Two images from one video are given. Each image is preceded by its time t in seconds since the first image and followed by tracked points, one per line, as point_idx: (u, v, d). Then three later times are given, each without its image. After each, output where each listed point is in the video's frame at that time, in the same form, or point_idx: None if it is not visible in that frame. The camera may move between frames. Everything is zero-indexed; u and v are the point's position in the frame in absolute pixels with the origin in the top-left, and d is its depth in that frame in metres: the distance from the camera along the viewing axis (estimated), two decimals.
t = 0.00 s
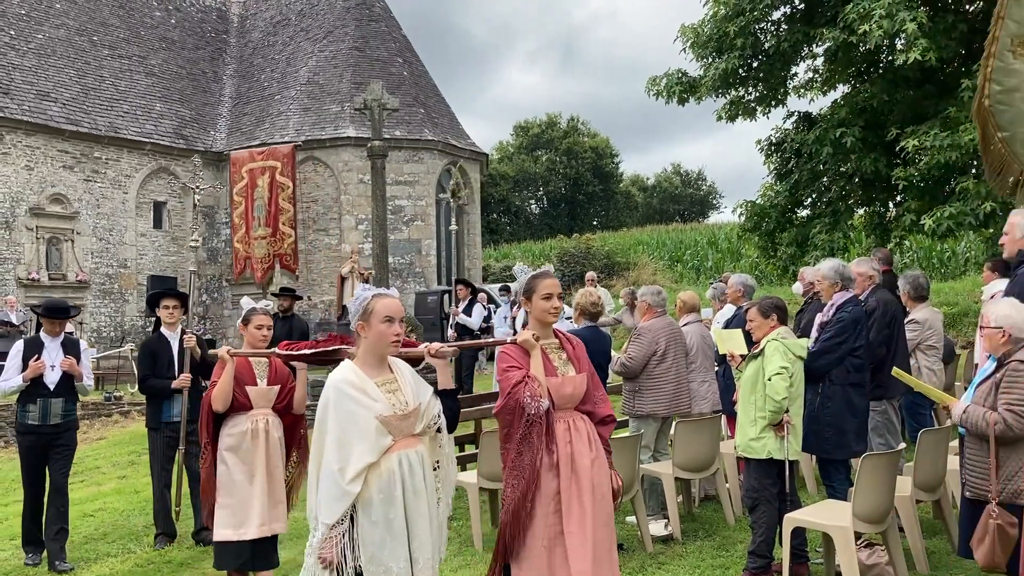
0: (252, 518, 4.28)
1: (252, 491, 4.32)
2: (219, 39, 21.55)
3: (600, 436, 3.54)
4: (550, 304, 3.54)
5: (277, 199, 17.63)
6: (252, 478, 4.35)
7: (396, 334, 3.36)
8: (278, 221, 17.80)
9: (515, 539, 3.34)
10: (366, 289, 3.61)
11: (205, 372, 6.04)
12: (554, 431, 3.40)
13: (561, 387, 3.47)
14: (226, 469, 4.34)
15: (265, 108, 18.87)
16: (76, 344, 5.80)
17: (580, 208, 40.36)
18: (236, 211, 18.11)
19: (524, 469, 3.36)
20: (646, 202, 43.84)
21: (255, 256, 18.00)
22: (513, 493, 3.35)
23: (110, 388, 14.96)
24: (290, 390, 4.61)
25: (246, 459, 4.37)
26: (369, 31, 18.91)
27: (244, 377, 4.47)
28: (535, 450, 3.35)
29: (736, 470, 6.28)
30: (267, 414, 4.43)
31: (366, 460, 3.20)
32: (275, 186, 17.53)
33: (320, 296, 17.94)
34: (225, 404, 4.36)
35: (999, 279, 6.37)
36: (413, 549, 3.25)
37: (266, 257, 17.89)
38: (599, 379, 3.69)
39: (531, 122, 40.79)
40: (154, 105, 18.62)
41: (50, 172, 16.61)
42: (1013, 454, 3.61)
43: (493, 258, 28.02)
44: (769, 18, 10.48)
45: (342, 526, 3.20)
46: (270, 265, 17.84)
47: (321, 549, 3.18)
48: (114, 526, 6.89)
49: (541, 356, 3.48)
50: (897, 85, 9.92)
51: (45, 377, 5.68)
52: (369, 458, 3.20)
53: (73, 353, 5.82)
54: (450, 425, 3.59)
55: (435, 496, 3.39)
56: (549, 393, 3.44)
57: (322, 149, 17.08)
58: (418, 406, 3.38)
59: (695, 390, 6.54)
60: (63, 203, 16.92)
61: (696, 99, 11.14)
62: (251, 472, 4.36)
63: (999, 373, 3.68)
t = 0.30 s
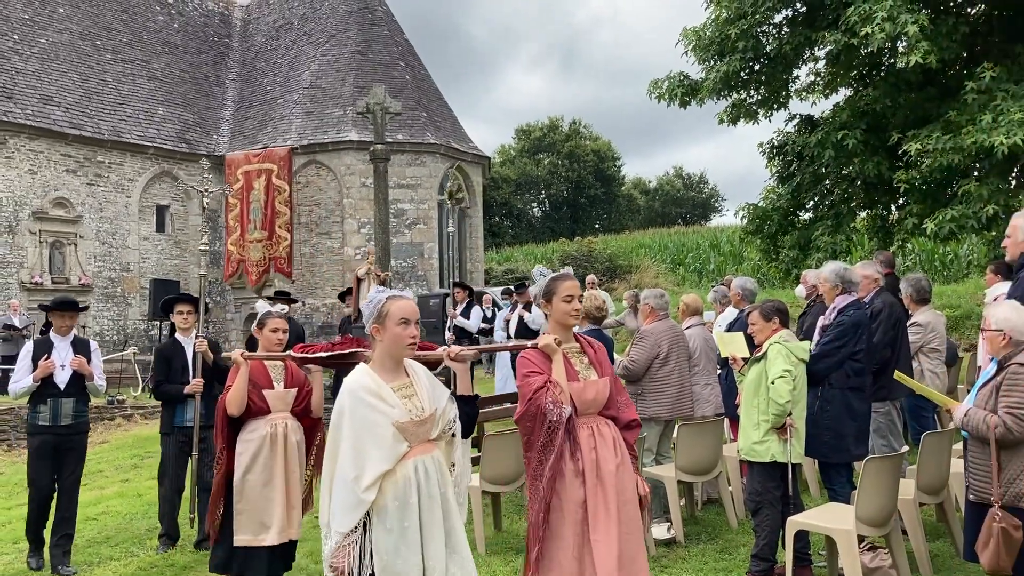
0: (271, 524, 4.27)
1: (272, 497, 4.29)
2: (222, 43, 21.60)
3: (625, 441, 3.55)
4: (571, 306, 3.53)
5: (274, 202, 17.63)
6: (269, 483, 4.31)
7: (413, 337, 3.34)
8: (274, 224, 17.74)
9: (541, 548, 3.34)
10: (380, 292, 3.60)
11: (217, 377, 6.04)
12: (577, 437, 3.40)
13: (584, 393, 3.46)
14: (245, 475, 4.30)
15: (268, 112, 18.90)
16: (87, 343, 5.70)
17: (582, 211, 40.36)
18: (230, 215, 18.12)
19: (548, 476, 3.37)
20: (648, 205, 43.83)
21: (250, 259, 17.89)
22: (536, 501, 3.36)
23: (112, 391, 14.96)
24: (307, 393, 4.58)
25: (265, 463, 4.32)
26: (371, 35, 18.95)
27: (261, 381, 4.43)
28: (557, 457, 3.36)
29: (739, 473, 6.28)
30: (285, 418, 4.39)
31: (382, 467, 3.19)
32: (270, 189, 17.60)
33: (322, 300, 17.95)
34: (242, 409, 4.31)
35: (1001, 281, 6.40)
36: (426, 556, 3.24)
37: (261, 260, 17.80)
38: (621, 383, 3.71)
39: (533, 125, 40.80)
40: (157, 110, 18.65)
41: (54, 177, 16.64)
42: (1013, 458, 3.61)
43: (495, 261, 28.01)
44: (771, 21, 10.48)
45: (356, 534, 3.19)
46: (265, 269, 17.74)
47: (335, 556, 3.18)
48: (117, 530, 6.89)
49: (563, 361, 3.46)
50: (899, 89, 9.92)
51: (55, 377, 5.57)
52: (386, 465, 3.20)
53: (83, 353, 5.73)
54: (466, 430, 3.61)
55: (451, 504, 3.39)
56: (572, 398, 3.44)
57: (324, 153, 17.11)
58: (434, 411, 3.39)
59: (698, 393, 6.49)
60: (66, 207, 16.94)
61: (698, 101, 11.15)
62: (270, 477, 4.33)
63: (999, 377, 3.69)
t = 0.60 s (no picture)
0: (287, 531, 4.12)
1: (286, 502, 4.15)
2: (225, 47, 21.65)
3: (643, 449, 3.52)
4: (590, 310, 3.53)
5: (270, 206, 16.98)
6: (284, 488, 4.17)
7: (436, 342, 3.27)
8: (273, 229, 17.28)
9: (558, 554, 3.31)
10: (405, 296, 3.53)
11: (226, 380, 6.03)
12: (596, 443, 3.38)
13: (604, 399, 3.44)
14: (257, 480, 4.14)
15: (270, 116, 18.93)
16: (95, 347, 5.67)
17: (584, 215, 40.36)
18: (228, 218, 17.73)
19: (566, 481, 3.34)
20: (650, 208, 43.83)
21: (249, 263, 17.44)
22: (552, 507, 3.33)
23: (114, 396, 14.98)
24: (320, 396, 4.45)
25: (278, 467, 4.17)
26: (373, 39, 18.98)
27: (272, 385, 4.30)
28: (576, 462, 3.34)
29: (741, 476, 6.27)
30: (298, 421, 4.26)
31: (396, 476, 3.11)
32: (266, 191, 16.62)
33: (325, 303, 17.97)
34: (253, 413, 4.19)
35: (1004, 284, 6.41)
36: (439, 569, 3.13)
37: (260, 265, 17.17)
38: (641, 391, 3.69)
39: (535, 129, 40.82)
40: (160, 114, 18.68)
41: (57, 181, 16.67)
42: (1013, 463, 3.61)
43: (497, 265, 28.01)
44: (774, 24, 10.43)
45: (371, 545, 3.12)
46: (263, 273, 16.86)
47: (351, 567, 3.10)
48: (120, 534, 6.90)
49: (585, 365, 3.45)
50: (900, 92, 9.92)
51: (64, 382, 5.52)
52: (400, 475, 3.12)
53: (91, 358, 5.69)
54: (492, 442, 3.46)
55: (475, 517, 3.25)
56: (592, 403, 3.42)
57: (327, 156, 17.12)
58: (455, 420, 3.29)
59: (701, 396, 6.48)
60: (69, 211, 16.96)
61: (700, 105, 11.16)
62: (284, 482, 4.18)
63: (998, 381, 3.68)
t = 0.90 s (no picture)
0: (295, 536, 4.11)
1: (295, 508, 4.15)
2: (227, 51, 21.68)
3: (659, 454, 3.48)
4: (608, 312, 3.49)
5: (266, 210, 17.71)
6: (293, 494, 4.17)
7: (469, 343, 3.22)
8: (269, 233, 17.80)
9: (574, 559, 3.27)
10: (436, 297, 3.49)
11: (223, 384, 6.05)
12: (615, 447, 3.33)
13: (622, 402, 3.39)
14: (267, 486, 4.17)
15: (273, 120, 18.94)
16: (99, 351, 5.67)
17: (587, 218, 40.33)
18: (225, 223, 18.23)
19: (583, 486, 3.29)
20: (652, 212, 43.78)
21: (246, 269, 17.94)
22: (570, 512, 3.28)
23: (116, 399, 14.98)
24: (329, 400, 4.39)
25: (286, 473, 4.17)
26: (375, 43, 18.99)
27: (281, 390, 4.27)
28: (595, 466, 3.28)
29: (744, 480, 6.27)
30: (306, 426, 4.23)
31: (426, 479, 3.05)
32: (264, 197, 17.64)
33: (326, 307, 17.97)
34: (261, 419, 4.17)
35: (1007, 287, 6.41)
36: None
37: (257, 270, 17.81)
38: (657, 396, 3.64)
39: (537, 132, 40.84)
40: (163, 118, 18.71)
41: (60, 185, 16.69)
42: (1013, 468, 3.59)
43: (499, 268, 28.00)
44: (776, 28, 10.46)
45: (397, 550, 3.06)
46: (261, 278, 17.71)
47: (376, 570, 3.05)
48: (122, 538, 6.91)
49: (603, 367, 3.39)
50: (903, 95, 9.90)
51: (70, 388, 5.51)
52: (429, 478, 3.06)
53: (94, 363, 5.69)
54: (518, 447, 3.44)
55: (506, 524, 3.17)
56: (610, 406, 3.35)
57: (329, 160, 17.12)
58: (485, 424, 3.24)
59: (704, 400, 6.48)
60: (72, 215, 16.96)
61: (702, 109, 11.15)
62: (293, 489, 4.17)
63: (995, 386, 3.67)
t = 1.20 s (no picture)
0: (304, 543, 4.09)
1: (304, 514, 4.14)
2: (229, 54, 21.70)
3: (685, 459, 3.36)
4: (630, 313, 3.38)
5: (264, 211, 17.96)
6: (303, 500, 4.16)
7: (492, 342, 3.14)
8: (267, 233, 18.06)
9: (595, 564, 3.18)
10: (455, 295, 3.40)
11: (221, 387, 6.10)
12: (639, 451, 3.22)
13: (647, 404, 3.27)
14: (277, 491, 4.15)
15: (275, 123, 18.96)
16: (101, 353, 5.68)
17: (589, 220, 40.35)
18: (224, 223, 18.47)
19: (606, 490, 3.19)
20: (654, 214, 43.77)
21: (242, 269, 18.07)
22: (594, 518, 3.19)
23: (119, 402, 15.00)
24: (340, 405, 4.43)
25: (297, 479, 4.15)
26: (378, 46, 19.02)
27: (294, 395, 4.28)
28: (618, 470, 3.18)
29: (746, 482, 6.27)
30: (317, 433, 4.22)
31: (452, 482, 2.94)
32: (263, 197, 17.81)
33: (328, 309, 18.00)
34: (272, 424, 4.15)
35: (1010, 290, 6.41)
36: None
37: (253, 270, 17.94)
38: (684, 399, 3.53)
39: (539, 135, 40.86)
40: (165, 121, 18.73)
41: (63, 188, 16.71)
42: (1013, 471, 3.59)
43: (501, 270, 28.01)
44: (777, 31, 10.49)
45: (429, 555, 2.92)
46: (257, 279, 17.86)
47: None
48: (125, 541, 6.92)
49: (627, 369, 3.27)
50: (905, 98, 9.91)
51: (74, 390, 5.52)
52: (456, 480, 2.95)
53: (96, 365, 5.69)
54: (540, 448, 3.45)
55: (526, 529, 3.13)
56: (634, 409, 3.24)
57: (331, 162, 17.13)
58: (508, 426, 3.16)
59: (706, 403, 6.50)
60: (74, 218, 16.98)
61: (704, 112, 11.15)
62: (303, 496, 4.16)
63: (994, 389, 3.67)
